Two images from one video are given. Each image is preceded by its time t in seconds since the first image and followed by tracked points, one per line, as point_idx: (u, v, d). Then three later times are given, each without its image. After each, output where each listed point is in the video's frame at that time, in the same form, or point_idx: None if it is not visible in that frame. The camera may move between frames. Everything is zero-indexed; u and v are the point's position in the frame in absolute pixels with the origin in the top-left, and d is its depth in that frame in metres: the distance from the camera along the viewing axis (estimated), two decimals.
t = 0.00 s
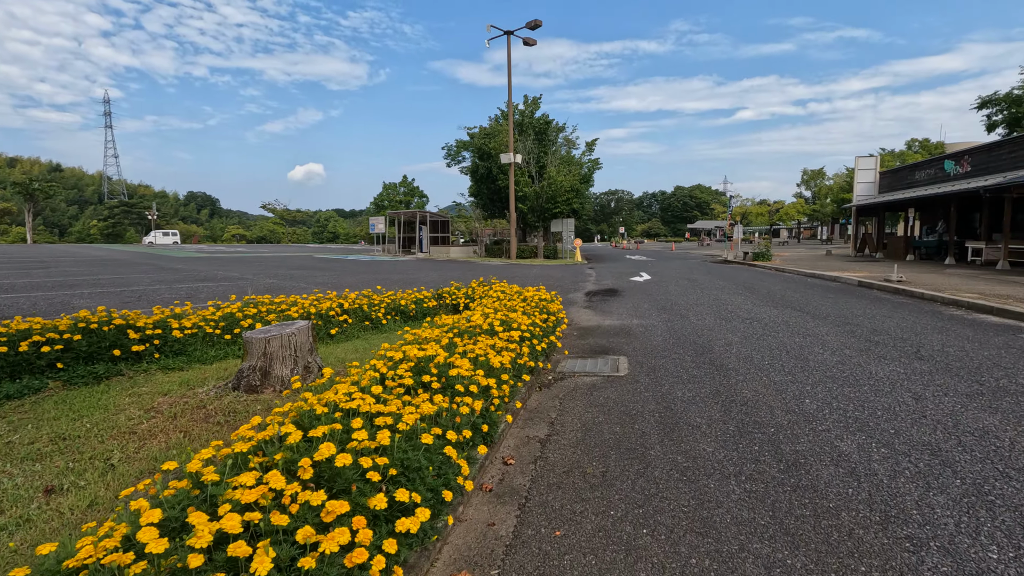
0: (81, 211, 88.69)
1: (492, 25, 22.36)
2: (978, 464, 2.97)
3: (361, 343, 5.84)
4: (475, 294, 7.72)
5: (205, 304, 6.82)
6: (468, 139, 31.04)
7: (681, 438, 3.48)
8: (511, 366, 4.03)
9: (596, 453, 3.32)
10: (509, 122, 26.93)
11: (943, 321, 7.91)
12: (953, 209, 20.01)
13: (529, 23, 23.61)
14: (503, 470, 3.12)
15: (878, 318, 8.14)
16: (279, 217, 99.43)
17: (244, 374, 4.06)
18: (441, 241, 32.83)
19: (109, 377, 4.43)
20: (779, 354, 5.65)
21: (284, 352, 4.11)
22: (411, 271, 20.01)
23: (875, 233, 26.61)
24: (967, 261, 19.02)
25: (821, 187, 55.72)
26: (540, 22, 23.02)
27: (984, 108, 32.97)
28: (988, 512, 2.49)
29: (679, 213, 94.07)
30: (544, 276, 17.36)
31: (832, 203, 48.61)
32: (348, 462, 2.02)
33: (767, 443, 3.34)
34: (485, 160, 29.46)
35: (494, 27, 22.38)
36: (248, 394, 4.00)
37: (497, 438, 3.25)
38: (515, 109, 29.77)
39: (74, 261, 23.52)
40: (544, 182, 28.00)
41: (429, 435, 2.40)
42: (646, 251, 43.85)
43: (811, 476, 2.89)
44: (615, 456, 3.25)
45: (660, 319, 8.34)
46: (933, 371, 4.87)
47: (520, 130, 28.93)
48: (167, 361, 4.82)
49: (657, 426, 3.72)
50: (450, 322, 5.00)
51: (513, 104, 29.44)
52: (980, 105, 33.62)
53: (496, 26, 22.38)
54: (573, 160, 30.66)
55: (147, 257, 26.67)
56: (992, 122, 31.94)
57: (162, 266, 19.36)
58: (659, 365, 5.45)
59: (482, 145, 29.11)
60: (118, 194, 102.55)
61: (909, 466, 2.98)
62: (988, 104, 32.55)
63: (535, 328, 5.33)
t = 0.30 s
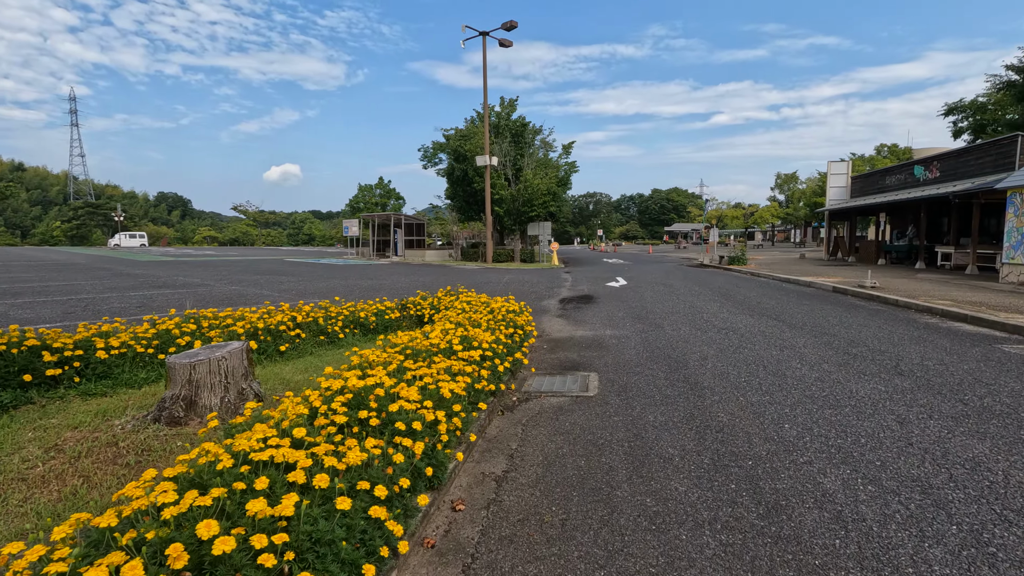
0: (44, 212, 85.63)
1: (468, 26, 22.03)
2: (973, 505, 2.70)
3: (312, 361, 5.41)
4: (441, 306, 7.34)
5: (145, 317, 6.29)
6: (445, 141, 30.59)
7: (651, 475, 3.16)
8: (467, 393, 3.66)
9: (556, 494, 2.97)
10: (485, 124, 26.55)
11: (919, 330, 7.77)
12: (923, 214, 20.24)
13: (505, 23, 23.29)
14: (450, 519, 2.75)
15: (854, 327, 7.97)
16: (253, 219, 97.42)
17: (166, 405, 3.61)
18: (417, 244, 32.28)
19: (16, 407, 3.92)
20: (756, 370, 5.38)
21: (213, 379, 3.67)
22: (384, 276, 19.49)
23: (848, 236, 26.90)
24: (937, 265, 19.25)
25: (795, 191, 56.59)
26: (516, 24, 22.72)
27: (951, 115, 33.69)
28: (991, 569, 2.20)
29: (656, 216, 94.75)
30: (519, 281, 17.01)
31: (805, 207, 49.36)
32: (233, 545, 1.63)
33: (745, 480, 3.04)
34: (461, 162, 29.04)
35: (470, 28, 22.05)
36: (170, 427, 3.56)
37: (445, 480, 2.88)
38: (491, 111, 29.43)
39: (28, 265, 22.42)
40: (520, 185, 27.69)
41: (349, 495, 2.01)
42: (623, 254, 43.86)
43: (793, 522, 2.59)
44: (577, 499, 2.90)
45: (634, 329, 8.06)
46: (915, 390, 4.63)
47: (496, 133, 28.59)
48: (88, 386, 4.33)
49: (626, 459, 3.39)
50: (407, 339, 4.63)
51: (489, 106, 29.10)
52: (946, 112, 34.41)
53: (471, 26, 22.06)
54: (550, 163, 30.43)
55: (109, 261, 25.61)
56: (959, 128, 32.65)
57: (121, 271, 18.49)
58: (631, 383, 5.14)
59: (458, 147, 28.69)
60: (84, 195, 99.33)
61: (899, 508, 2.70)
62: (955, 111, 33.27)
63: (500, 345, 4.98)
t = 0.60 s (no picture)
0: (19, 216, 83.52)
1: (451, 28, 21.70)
2: (1007, 544, 2.38)
3: (274, 378, 5.00)
4: (419, 314, 6.95)
5: (96, 328, 5.83)
6: (429, 145, 30.26)
7: (643, 509, 2.80)
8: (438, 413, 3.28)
9: (536, 535, 2.60)
10: (470, 127, 26.21)
11: (914, 338, 7.53)
12: (908, 219, 20.26)
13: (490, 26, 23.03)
14: (412, 566, 2.37)
15: (848, 334, 7.72)
16: (235, 224, 96.09)
17: (95, 430, 3.18)
18: (401, 249, 31.82)
19: None
20: (751, 382, 5.06)
21: (149, 401, 3.24)
22: (365, 281, 19.03)
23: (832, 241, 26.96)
24: (921, 269, 19.24)
25: (778, 196, 57.06)
26: (500, 27, 22.47)
27: (930, 121, 34.13)
28: None
29: (642, 221, 95.07)
30: (503, 287, 16.66)
31: (789, 212, 49.72)
32: None
33: (749, 515, 2.69)
34: (445, 167, 28.67)
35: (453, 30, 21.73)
36: (97, 456, 3.12)
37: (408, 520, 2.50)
38: (476, 115, 29.12)
39: None
40: (505, 189, 27.40)
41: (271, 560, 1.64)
42: (610, 260, 43.80)
43: (808, 568, 2.24)
44: (558, 540, 2.54)
45: (621, 337, 7.74)
46: (920, 404, 4.33)
47: (481, 137, 28.29)
48: (16, 408, 3.86)
49: (614, 488, 3.04)
50: (375, 352, 4.25)
51: (474, 110, 28.83)
52: (926, 119, 34.79)
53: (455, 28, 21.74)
54: (535, 168, 30.16)
55: (80, 266, 24.77)
56: (939, 135, 33.04)
57: (89, 277, 17.79)
58: (619, 397, 4.80)
59: (442, 151, 28.33)
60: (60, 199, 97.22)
61: (925, 549, 2.37)
62: (935, 118, 33.69)
63: (478, 357, 4.62)
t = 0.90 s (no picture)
0: None
1: (440, 32, 21.44)
2: None
3: (241, 399, 4.60)
4: (402, 326, 6.60)
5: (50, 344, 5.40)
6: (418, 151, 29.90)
7: (647, 557, 2.46)
8: (413, 446, 2.92)
9: None
10: (459, 132, 25.88)
11: (917, 349, 7.28)
12: (899, 225, 20.20)
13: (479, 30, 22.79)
14: None
15: (848, 345, 7.45)
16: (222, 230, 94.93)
17: (20, 469, 2.77)
18: (389, 256, 31.36)
19: None
20: (754, 401, 4.74)
21: (86, 434, 2.85)
22: (351, 289, 18.59)
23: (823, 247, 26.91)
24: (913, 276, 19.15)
25: (767, 202, 57.29)
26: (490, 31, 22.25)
27: (918, 128, 34.33)
28: None
29: (632, 227, 95.27)
30: (492, 294, 16.30)
31: (778, 219, 49.90)
32: None
33: (767, 565, 2.36)
34: (434, 172, 28.30)
35: (442, 34, 21.46)
36: (21, 499, 2.71)
37: None
38: (465, 120, 28.84)
39: None
40: (495, 195, 27.08)
41: None
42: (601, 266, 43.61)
43: None
44: None
45: (614, 349, 7.41)
46: (937, 425, 4.04)
47: (470, 142, 27.99)
48: None
49: (613, 531, 2.70)
50: (348, 371, 3.88)
51: (463, 115, 28.54)
52: (913, 126, 35.03)
53: (444, 33, 21.48)
54: (525, 173, 29.90)
55: (57, 273, 24.01)
56: (927, 142, 33.23)
57: (64, 285, 17.18)
58: (614, 417, 4.47)
59: (431, 156, 27.97)
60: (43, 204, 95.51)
61: None
62: (922, 125, 33.89)
63: (462, 376, 4.26)
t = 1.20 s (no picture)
0: None
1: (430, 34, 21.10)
2: None
3: (194, 415, 4.17)
4: (379, 333, 6.19)
5: None
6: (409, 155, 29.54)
7: None
8: (370, 476, 2.50)
9: None
10: (450, 136, 25.55)
11: (923, 356, 6.94)
12: (894, 230, 19.99)
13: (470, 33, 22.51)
14: None
15: (850, 352, 7.09)
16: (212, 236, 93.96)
17: None
18: (379, 261, 30.89)
19: None
20: (757, 415, 4.35)
21: None
22: (338, 294, 18.14)
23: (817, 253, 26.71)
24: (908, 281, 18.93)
25: (760, 209, 57.32)
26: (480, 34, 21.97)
27: (910, 134, 34.34)
28: None
29: (625, 233, 95.26)
30: (482, 300, 15.89)
31: (771, 225, 49.87)
32: None
33: None
34: (425, 176, 27.91)
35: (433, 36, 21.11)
36: None
37: None
38: (456, 124, 28.53)
39: None
40: (486, 199, 26.71)
41: None
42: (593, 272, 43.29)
43: None
44: None
45: (605, 357, 7.01)
46: (959, 443, 3.67)
47: (461, 146, 27.65)
48: None
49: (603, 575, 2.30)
50: (308, 384, 3.47)
51: (454, 119, 28.22)
52: (905, 132, 35.10)
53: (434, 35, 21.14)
54: (517, 178, 29.59)
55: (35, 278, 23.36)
56: (919, 148, 33.23)
57: (38, 290, 16.59)
58: (606, 434, 4.08)
59: (421, 160, 27.60)
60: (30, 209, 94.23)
61: None
62: (914, 131, 33.92)
63: (437, 389, 3.85)
